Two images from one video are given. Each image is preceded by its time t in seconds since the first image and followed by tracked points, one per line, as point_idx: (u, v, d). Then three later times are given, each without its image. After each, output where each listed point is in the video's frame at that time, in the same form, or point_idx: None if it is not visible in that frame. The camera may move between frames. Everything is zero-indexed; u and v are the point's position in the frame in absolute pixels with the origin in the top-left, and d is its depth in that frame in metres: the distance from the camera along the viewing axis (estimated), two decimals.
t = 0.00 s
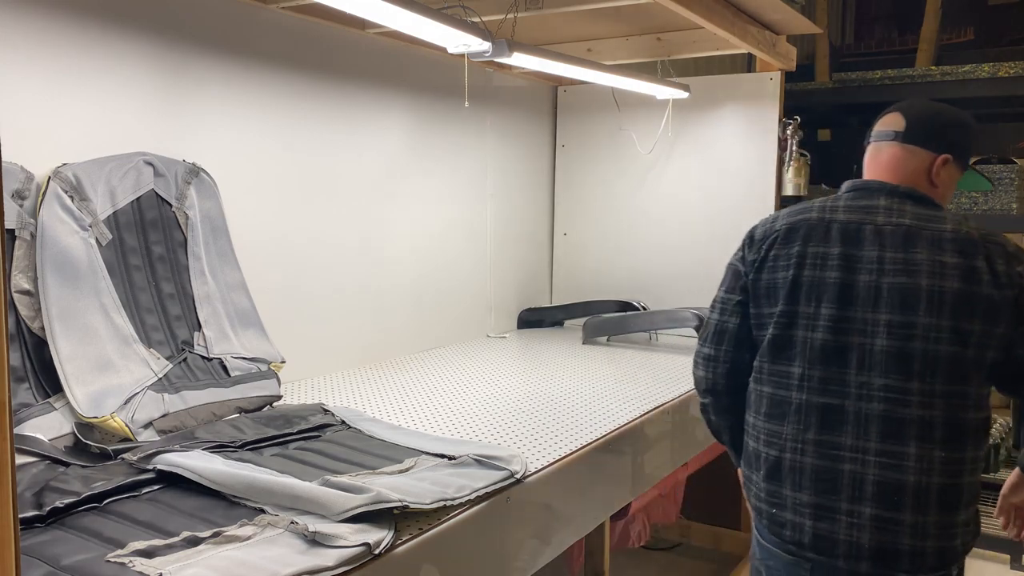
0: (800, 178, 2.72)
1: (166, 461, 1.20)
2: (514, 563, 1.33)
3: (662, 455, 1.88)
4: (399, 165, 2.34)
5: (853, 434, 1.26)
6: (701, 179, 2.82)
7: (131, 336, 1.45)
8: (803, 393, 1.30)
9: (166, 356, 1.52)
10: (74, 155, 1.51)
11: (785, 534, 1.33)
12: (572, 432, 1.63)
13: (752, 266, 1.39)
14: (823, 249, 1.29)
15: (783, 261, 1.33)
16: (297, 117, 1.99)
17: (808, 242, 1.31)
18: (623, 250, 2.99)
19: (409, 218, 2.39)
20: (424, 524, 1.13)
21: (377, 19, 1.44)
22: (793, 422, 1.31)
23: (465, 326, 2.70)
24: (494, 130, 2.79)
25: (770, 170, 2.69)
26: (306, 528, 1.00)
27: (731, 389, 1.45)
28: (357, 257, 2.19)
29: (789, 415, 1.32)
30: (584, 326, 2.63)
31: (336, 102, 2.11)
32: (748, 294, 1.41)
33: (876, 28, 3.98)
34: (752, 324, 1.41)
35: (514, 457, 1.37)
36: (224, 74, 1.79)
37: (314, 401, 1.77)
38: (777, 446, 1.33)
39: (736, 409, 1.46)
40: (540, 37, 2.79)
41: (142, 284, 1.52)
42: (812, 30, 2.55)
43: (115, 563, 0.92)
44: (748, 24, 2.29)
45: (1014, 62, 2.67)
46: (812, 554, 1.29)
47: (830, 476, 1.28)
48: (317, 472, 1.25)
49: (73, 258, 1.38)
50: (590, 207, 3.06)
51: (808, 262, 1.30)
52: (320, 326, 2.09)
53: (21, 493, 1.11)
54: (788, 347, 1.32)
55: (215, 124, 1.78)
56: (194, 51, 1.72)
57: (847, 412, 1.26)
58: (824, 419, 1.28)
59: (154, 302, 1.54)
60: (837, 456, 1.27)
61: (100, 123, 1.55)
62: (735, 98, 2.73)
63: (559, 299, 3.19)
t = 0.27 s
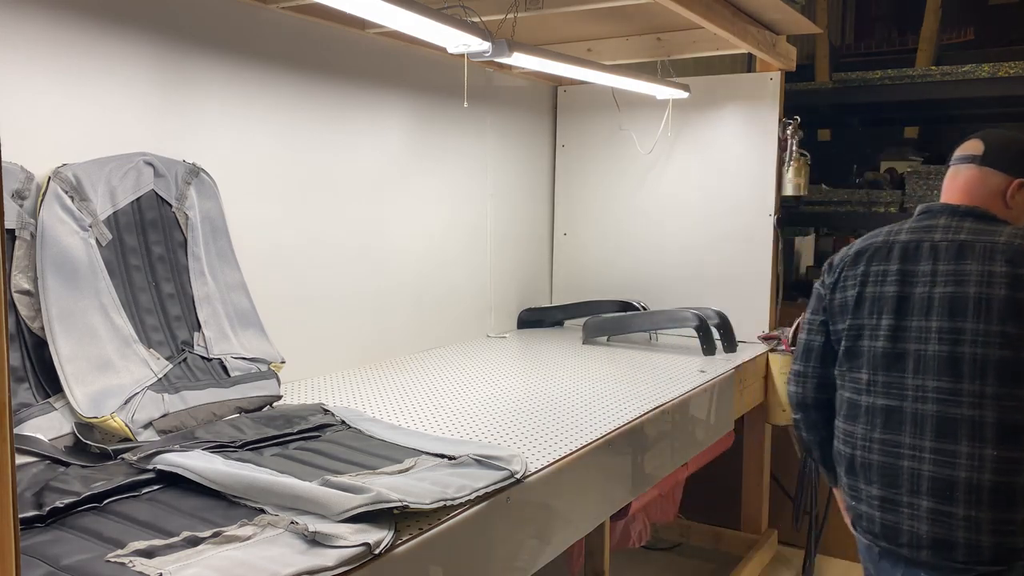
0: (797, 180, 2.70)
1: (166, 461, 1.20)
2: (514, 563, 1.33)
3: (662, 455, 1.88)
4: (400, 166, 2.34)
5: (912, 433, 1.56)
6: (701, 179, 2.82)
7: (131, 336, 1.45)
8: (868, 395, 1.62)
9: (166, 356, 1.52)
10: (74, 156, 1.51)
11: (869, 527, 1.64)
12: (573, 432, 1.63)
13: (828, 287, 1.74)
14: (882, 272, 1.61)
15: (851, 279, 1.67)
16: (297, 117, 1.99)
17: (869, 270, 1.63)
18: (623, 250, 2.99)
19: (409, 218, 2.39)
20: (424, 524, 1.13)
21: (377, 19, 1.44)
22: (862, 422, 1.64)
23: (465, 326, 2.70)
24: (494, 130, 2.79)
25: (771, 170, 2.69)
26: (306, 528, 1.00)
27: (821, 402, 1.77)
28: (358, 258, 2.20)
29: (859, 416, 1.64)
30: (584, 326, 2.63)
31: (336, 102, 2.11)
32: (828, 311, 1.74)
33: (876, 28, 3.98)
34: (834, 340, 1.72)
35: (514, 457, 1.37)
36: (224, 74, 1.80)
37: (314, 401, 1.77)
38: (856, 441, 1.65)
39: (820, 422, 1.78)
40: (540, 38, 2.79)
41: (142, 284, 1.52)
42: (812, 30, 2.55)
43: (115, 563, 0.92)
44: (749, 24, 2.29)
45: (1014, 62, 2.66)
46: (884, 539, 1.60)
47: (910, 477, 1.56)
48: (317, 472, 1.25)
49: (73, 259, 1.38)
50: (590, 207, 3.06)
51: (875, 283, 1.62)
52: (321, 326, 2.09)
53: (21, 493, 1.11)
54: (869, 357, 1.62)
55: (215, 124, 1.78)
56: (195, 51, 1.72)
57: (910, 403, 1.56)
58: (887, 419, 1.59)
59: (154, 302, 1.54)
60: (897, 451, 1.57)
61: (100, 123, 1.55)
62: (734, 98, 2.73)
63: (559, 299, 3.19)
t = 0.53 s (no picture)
0: (797, 180, 2.71)
1: (166, 461, 1.20)
2: (514, 563, 1.33)
3: (662, 456, 1.88)
4: (400, 166, 2.34)
5: (982, 402, 1.71)
6: (701, 179, 2.82)
7: (131, 336, 1.45)
8: (945, 367, 1.79)
9: (166, 356, 1.52)
10: (74, 156, 1.51)
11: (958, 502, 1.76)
12: (573, 432, 1.63)
13: (920, 274, 1.92)
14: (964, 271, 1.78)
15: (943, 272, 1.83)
16: (298, 117, 1.99)
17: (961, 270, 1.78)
18: (624, 250, 2.99)
19: (410, 218, 2.39)
20: (424, 524, 1.13)
21: (377, 19, 1.44)
22: (937, 395, 1.80)
23: (465, 326, 2.70)
24: (494, 130, 2.79)
25: (771, 169, 2.69)
26: (306, 528, 1.00)
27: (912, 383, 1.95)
28: (358, 258, 2.20)
29: (935, 389, 1.80)
30: (584, 326, 2.63)
31: (337, 102, 2.11)
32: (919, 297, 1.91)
33: (876, 28, 3.97)
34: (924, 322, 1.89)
35: (514, 457, 1.37)
36: (224, 75, 1.80)
37: (314, 401, 1.77)
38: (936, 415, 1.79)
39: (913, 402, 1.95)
40: (540, 37, 2.79)
41: (142, 284, 1.52)
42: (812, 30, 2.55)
43: (115, 563, 0.92)
44: (749, 24, 2.29)
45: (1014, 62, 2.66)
46: (949, 503, 1.78)
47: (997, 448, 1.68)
48: (317, 472, 1.25)
49: (73, 259, 1.38)
50: (590, 207, 3.06)
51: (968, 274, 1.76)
52: (321, 326, 2.09)
53: (21, 493, 1.11)
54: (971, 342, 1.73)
55: (215, 124, 1.78)
56: (194, 51, 1.72)
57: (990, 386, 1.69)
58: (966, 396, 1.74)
59: (154, 303, 1.54)
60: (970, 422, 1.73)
61: (100, 123, 1.55)
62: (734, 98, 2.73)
63: (559, 299, 3.18)
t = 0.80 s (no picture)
0: (797, 180, 2.71)
1: (166, 461, 1.20)
2: (514, 563, 1.33)
3: (662, 456, 1.88)
4: (399, 166, 2.34)
5: None
6: (701, 180, 2.82)
7: (130, 336, 1.45)
8: None
9: (166, 357, 1.52)
10: (75, 155, 1.51)
11: None
12: (573, 432, 1.63)
13: None
14: None
15: None
16: (298, 117, 1.99)
17: None
18: (624, 250, 2.99)
19: (410, 218, 2.39)
20: (424, 524, 1.13)
21: (376, 19, 1.44)
22: None
23: (465, 326, 2.70)
24: (494, 130, 2.79)
25: (771, 169, 2.69)
26: (306, 528, 1.00)
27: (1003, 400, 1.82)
28: (358, 258, 2.20)
29: None
30: (584, 326, 2.63)
31: (337, 101, 2.11)
32: None
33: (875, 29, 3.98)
34: None
35: (514, 456, 1.37)
36: (224, 75, 1.80)
37: (314, 401, 1.77)
38: None
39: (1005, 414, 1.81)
40: (541, 37, 2.79)
41: (141, 284, 1.52)
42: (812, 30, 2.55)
43: (115, 563, 0.92)
44: (749, 24, 2.29)
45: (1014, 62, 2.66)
46: None
47: None
48: (317, 472, 1.25)
49: (73, 259, 1.38)
50: (590, 207, 3.06)
51: None
52: (321, 326, 2.09)
53: (21, 493, 1.11)
54: None
55: (216, 124, 1.78)
56: (194, 51, 1.72)
57: None
58: None
59: (154, 303, 1.54)
60: None
61: (100, 123, 1.55)
62: (734, 98, 2.73)
63: (559, 299, 3.18)
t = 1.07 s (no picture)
0: (797, 180, 2.72)
1: (166, 461, 1.20)
2: (514, 563, 1.33)
3: (662, 456, 1.88)
4: (400, 166, 2.34)
5: None
6: (701, 179, 2.82)
7: (130, 336, 1.45)
8: None
9: (166, 357, 1.52)
10: (75, 155, 1.51)
11: None
12: (573, 432, 1.63)
13: None
14: None
15: None
16: (298, 117, 1.99)
17: None
18: (624, 251, 2.99)
19: (410, 219, 2.39)
20: (424, 524, 1.13)
21: (377, 19, 1.44)
22: None
23: (465, 325, 2.70)
24: (494, 130, 2.79)
25: (771, 168, 2.69)
26: (306, 528, 1.00)
27: None
28: (358, 258, 2.20)
29: None
30: (584, 326, 2.63)
31: (337, 102, 2.11)
32: None
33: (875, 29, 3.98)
34: None
35: (514, 456, 1.37)
36: (224, 75, 1.80)
37: (314, 401, 1.77)
38: None
39: None
40: (541, 37, 2.79)
41: (141, 284, 1.52)
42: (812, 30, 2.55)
43: (115, 563, 0.92)
44: (749, 24, 2.29)
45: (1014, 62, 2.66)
46: None
47: None
48: (316, 472, 1.25)
49: (73, 260, 1.38)
50: (590, 207, 3.06)
51: None
52: (321, 326, 2.09)
53: (21, 493, 1.11)
54: None
55: (216, 124, 1.78)
56: (194, 51, 1.72)
57: None
58: None
59: (154, 303, 1.54)
60: None
61: (100, 123, 1.55)
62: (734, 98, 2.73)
63: (559, 299, 3.18)
